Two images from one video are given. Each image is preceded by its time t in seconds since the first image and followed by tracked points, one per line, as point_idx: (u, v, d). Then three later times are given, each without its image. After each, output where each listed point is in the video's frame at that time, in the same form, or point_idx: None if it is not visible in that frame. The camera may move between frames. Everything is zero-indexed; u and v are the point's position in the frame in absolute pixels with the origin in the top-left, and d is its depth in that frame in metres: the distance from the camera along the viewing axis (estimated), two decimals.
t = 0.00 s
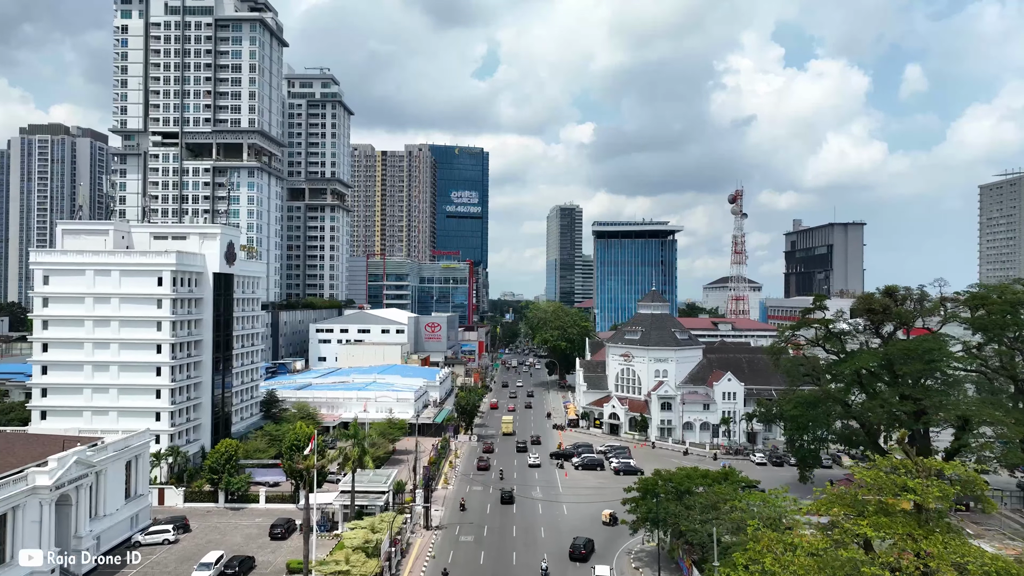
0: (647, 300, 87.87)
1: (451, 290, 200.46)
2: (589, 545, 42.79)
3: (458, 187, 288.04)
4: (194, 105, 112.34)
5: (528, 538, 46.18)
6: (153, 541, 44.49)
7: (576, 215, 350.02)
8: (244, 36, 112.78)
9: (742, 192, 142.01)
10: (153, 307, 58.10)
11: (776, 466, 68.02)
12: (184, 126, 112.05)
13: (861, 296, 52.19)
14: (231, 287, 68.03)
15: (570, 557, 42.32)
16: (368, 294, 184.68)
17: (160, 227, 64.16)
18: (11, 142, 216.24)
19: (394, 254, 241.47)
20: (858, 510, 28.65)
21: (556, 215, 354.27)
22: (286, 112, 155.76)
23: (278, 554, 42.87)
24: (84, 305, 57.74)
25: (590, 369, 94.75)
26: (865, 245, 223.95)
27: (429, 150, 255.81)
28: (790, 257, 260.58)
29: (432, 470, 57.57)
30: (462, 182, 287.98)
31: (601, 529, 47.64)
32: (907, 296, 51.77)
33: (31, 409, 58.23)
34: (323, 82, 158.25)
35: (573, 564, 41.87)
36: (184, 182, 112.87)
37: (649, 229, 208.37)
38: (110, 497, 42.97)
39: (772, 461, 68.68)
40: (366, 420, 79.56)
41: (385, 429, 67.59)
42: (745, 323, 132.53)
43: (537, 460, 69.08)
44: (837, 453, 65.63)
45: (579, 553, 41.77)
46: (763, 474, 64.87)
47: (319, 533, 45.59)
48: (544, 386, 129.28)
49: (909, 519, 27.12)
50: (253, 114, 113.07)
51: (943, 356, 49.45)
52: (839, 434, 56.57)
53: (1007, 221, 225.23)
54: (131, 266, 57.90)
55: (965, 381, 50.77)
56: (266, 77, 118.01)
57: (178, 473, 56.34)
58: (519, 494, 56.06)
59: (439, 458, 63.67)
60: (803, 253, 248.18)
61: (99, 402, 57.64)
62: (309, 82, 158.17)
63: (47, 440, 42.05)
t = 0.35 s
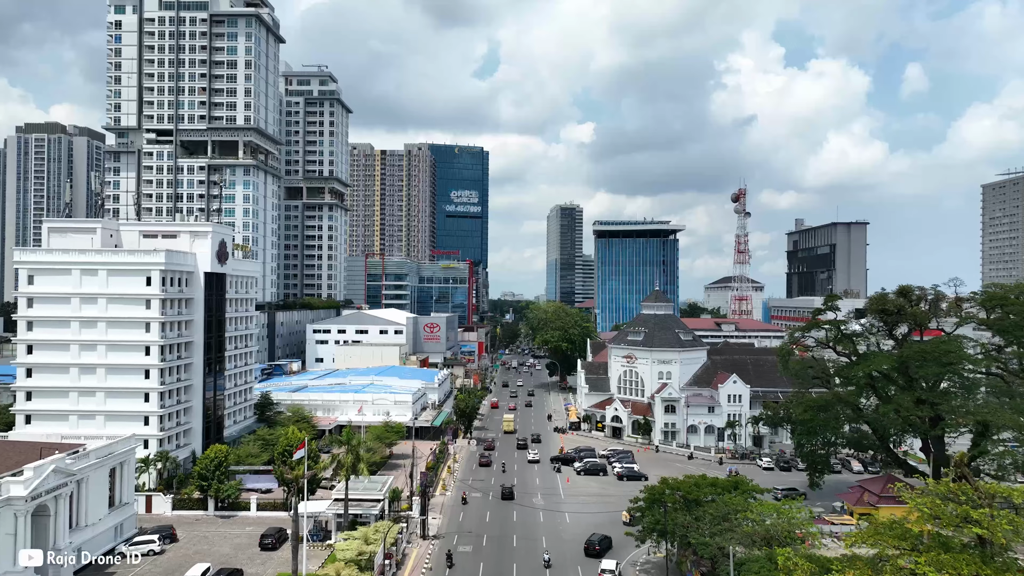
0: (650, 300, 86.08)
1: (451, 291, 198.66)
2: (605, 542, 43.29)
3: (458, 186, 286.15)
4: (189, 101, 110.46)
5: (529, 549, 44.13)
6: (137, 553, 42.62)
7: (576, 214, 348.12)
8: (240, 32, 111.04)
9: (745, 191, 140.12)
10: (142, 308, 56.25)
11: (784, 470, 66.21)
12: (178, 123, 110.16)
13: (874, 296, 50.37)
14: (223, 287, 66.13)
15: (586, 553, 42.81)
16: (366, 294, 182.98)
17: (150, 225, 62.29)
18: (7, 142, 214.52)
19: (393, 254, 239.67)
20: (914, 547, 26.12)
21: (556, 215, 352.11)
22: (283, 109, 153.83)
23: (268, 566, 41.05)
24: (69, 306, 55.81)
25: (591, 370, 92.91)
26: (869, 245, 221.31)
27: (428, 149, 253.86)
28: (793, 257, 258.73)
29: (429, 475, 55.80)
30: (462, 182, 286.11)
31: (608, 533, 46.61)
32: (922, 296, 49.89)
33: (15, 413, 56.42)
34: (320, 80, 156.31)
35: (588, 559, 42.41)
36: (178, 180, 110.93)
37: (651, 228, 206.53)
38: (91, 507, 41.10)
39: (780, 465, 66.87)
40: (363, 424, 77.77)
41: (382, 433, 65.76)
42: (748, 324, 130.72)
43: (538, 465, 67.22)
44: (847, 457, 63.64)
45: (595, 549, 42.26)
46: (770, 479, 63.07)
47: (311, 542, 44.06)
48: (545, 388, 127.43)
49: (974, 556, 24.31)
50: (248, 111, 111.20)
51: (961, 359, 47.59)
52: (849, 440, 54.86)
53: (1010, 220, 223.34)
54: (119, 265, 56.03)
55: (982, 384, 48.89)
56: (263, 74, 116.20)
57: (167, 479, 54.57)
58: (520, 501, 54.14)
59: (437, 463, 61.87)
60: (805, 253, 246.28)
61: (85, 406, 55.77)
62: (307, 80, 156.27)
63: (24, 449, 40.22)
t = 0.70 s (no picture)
0: (654, 300, 84.16)
1: (451, 291, 196.82)
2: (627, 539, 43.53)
3: (458, 185, 284.21)
4: (184, 98, 108.65)
5: (530, 559, 42.20)
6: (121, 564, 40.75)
7: (577, 214, 345.98)
8: (235, 27, 109.09)
9: (748, 189, 138.16)
10: (130, 309, 54.40)
11: (792, 475, 64.27)
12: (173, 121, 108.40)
13: (888, 297, 48.58)
14: (215, 287, 64.23)
15: (607, 551, 43.30)
16: (365, 294, 181.31)
17: (139, 223, 60.47)
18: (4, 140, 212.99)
19: (393, 254, 237.78)
20: None
21: (556, 214, 350.06)
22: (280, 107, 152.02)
23: None
24: (54, 306, 53.89)
25: (593, 372, 90.93)
26: (872, 244, 219.03)
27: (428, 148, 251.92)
28: (795, 256, 256.63)
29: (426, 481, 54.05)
30: (461, 181, 284.20)
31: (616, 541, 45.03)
32: (939, 296, 48.00)
33: None
34: (318, 77, 154.47)
35: (609, 556, 42.93)
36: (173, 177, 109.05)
37: (652, 228, 204.59)
38: (71, 518, 39.11)
39: (787, 470, 64.93)
40: (359, 427, 75.93)
41: (378, 437, 63.91)
42: (752, 325, 128.71)
43: (539, 470, 65.29)
44: (857, 463, 61.70)
45: (615, 546, 42.76)
46: (778, 485, 61.09)
47: (302, 553, 42.45)
48: (546, 389, 125.46)
49: None
50: (244, 108, 109.44)
51: (980, 361, 45.61)
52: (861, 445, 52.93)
53: (1013, 218, 221.12)
54: (105, 264, 54.18)
55: (1002, 388, 46.87)
56: (259, 71, 114.32)
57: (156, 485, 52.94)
58: (520, 508, 52.26)
59: (435, 469, 60.06)
60: (807, 253, 244.18)
61: (71, 410, 53.89)
62: (305, 78, 154.43)
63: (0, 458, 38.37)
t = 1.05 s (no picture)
0: (657, 300, 82.31)
1: (450, 290, 194.95)
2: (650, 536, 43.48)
3: (458, 185, 282.33)
4: (178, 95, 106.94)
5: (532, 571, 40.32)
6: None
7: (578, 213, 344.17)
8: (231, 22, 107.34)
9: (751, 187, 136.29)
10: (116, 309, 52.55)
11: (800, 480, 62.36)
12: (167, 118, 106.61)
13: (904, 297, 46.78)
14: (207, 286, 62.38)
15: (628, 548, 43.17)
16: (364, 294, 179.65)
17: (127, 220, 58.62)
18: None
19: (392, 254, 235.84)
20: None
21: (557, 214, 348.02)
22: (277, 105, 150.11)
23: None
24: (38, 306, 52.08)
25: (595, 373, 89.05)
26: (876, 244, 216.87)
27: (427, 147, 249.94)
28: (797, 255, 254.68)
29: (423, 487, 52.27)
30: (461, 180, 282.27)
31: (622, 551, 43.13)
32: (957, 297, 46.21)
33: None
34: (316, 75, 152.50)
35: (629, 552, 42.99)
36: (167, 176, 107.18)
37: (654, 227, 202.68)
38: (51, 528, 37.37)
39: (795, 475, 62.98)
40: (356, 430, 74.02)
41: (374, 441, 62.05)
42: (755, 325, 127.15)
43: (540, 475, 63.40)
44: (869, 468, 59.84)
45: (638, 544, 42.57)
46: (786, 491, 59.10)
47: (292, 565, 40.56)
48: (546, 391, 123.60)
49: None
50: (240, 105, 107.67)
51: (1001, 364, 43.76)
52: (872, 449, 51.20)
53: (1017, 217, 219.10)
54: (91, 263, 52.37)
55: None
56: (255, 67, 112.53)
57: (144, 491, 51.19)
58: (521, 516, 50.45)
59: (432, 475, 58.25)
60: (810, 253, 242.21)
61: (55, 414, 52.08)
62: (302, 74, 152.38)
63: None
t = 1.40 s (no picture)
0: (660, 300, 80.43)
1: (450, 290, 193.07)
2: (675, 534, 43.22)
3: (458, 184, 280.44)
4: (172, 91, 105.17)
5: None
6: None
7: (578, 213, 342.52)
8: (226, 17, 105.46)
9: (754, 185, 134.47)
10: (102, 310, 50.69)
11: (809, 486, 60.44)
12: (161, 115, 104.82)
13: (921, 297, 44.93)
14: (198, 286, 60.53)
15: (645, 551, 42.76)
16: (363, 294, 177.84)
17: (115, 218, 56.81)
18: None
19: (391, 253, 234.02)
20: None
21: (557, 214, 346.44)
22: (275, 102, 148.30)
23: None
24: (21, 307, 50.25)
25: (597, 375, 87.14)
26: (879, 243, 214.73)
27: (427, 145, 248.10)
28: (800, 255, 252.81)
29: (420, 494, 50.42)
30: (461, 179, 280.47)
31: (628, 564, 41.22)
32: (976, 297, 44.38)
33: None
34: (314, 71, 150.58)
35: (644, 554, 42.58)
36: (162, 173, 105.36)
37: (655, 226, 200.83)
38: (29, 539, 35.59)
39: (804, 480, 61.08)
40: (352, 433, 72.28)
41: (370, 445, 60.20)
42: (759, 325, 125.13)
43: (541, 480, 61.48)
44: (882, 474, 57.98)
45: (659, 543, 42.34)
46: (795, 498, 57.20)
47: None
48: (547, 392, 121.77)
49: None
50: (235, 101, 105.83)
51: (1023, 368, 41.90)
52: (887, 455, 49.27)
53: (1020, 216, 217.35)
54: (76, 262, 50.56)
55: None
56: (251, 63, 110.67)
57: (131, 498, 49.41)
58: (522, 524, 48.53)
59: (429, 481, 56.34)
60: (812, 252, 240.33)
61: (39, 418, 50.30)
62: (300, 72, 150.52)
63: None
